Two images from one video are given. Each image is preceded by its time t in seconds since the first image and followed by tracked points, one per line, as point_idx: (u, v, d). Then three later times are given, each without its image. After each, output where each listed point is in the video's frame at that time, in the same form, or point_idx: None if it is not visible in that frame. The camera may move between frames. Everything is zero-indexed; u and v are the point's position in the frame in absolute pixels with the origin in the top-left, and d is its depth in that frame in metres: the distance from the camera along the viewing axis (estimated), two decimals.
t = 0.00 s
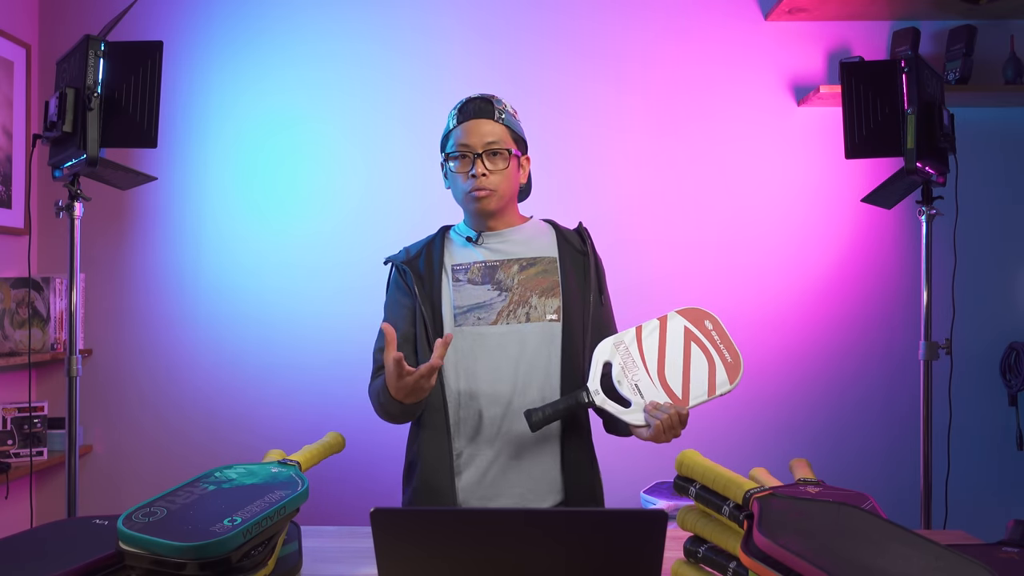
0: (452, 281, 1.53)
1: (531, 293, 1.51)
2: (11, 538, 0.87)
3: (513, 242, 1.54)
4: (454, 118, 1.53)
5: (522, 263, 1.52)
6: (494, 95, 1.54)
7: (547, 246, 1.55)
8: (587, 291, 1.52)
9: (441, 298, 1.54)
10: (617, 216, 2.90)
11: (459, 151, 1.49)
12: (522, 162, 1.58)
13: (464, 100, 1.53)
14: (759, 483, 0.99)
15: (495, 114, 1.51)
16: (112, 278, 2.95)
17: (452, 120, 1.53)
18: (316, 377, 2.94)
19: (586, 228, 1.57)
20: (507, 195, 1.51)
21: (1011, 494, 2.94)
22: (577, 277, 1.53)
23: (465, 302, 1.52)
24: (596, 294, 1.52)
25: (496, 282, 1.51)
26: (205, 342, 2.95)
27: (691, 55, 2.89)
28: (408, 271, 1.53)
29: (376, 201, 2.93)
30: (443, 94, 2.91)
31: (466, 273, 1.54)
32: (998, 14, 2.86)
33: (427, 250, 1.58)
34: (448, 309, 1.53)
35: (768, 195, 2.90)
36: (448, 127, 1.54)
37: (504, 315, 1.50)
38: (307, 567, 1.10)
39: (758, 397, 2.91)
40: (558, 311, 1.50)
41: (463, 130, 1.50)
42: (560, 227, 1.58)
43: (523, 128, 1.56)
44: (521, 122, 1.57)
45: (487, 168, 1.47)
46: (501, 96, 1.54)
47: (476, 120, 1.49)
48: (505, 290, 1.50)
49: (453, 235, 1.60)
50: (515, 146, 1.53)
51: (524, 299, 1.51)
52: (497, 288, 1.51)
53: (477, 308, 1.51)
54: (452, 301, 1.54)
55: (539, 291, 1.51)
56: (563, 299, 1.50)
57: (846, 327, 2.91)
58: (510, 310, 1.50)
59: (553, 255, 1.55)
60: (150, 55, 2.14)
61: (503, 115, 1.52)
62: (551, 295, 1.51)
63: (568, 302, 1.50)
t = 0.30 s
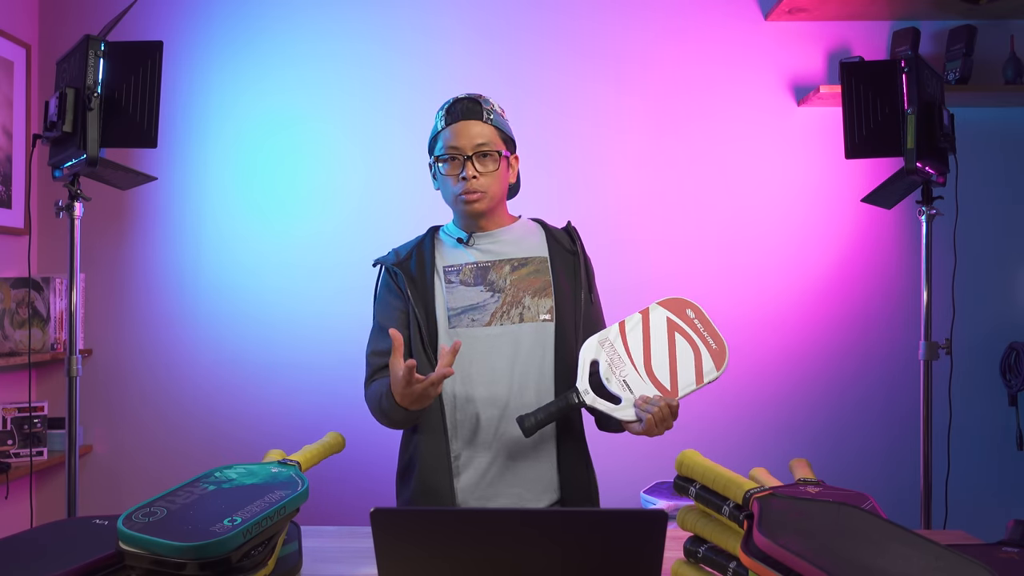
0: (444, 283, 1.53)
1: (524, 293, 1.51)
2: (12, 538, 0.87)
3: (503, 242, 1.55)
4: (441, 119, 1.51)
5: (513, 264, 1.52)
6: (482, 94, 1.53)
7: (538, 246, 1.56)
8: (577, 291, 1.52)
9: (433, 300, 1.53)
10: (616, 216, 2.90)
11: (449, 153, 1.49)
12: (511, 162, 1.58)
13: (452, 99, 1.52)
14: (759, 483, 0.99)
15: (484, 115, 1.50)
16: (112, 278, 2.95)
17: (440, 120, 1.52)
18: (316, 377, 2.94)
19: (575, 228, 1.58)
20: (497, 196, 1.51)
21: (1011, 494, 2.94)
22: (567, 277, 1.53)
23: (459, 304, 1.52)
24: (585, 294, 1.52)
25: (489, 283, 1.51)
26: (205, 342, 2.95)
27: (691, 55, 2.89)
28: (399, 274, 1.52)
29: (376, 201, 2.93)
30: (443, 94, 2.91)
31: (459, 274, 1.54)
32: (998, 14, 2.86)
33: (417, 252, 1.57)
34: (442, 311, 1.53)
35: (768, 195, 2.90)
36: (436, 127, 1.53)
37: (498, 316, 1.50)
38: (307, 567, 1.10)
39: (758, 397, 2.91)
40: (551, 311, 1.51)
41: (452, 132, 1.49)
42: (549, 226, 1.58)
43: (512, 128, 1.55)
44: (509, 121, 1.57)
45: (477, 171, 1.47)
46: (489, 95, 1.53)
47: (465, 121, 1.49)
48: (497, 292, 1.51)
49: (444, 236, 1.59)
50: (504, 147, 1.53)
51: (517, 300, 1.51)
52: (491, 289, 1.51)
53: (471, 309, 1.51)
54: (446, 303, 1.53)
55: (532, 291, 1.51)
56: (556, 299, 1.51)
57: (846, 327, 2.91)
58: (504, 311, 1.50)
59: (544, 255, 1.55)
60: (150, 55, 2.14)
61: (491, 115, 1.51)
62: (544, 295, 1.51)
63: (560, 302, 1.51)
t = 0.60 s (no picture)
0: (436, 284, 1.53)
1: (514, 294, 1.51)
2: (12, 538, 0.87)
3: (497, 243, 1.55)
4: (477, 132, 1.43)
5: (505, 265, 1.53)
6: (510, 105, 1.48)
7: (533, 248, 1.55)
8: (571, 292, 1.52)
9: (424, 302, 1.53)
10: (617, 215, 2.90)
11: (487, 174, 1.43)
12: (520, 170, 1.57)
13: (485, 111, 1.44)
14: (758, 483, 0.99)
15: (519, 136, 1.47)
16: (112, 278, 2.95)
17: (474, 133, 1.43)
18: (316, 377, 2.94)
19: (574, 229, 1.57)
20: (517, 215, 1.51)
21: (1011, 494, 2.94)
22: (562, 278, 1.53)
23: (450, 305, 1.51)
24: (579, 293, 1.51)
25: (480, 284, 1.52)
26: (205, 342, 2.95)
27: (692, 55, 2.89)
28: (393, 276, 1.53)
29: (376, 201, 2.93)
30: (442, 94, 2.91)
31: (451, 275, 1.54)
32: (998, 14, 2.86)
33: (412, 253, 1.57)
34: (432, 313, 1.53)
35: (768, 195, 2.90)
36: (468, 140, 1.44)
37: (488, 317, 1.50)
38: (307, 567, 1.10)
39: (758, 397, 2.91)
40: (541, 312, 1.51)
41: (490, 148, 1.43)
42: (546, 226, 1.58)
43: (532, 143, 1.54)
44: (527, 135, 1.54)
45: (514, 195, 1.45)
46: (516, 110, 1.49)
47: (505, 143, 1.44)
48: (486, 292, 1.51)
49: (440, 236, 1.59)
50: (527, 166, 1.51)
51: (507, 301, 1.51)
52: (481, 290, 1.51)
53: (460, 311, 1.51)
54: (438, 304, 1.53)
55: (523, 292, 1.52)
56: (547, 300, 1.51)
57: (846, 327, 2.91)
58: (493, 312, 1.50)
59: (538, 256, 1.55)
60: (150, 55, 2.14)
61: (524, 136, 1.48)
62: (535, 296, 1.52)
63: (552, 303, 1.51)
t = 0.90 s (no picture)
0: (440, 284, 1.53)
1: (519, 296, 1.51)
2: (12, 538, 0.87)
3: (503, 244, 1.55)
4: (483, 130, 1.43)
5: (510, 267, 1.53)
6: (520, 106, 1.48)
7: (538, 250, 1.55)
8: (576, 296, 1.51)
9: (428, 303, 1.54)
10: (617, 215, 2.90)
11: (490, 173, 1.43)
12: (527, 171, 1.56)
13: (492, 109, 1.44)
14: (758, 483, 0.99)
15: (525, 137, 1.47)
16: (112, 278, 2.95)
17: (479, 130, 1.44)
18: (316, 377, 2.94)
19: (580, 231, 1.56)
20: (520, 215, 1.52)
21: (1011, 494, 2.94)
22: (567, 282, 1.53)
23: (454, 305, 1.52)
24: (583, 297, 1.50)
25: (484, 285, 1.52)
26: (205, 342, 2.95)
27: (692, 55, 2.89)
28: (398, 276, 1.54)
29: (375, 202, 2.93)
30: (443, 94, 2.91)
31: (455, 275, 1.54)
32: (998, 14, 2.86)
33: (418, 254, 1.59)
34: (434, 314, 1.53)
35: (768, 195, 2.90)
36: (474, 137, 1.44)
37: (491, 318, 1.50)
38: (306, 567, 1.10)
39: (758, 397, 2.90)
40: (545, 314, 1.51)
41: (495, 147, 1.43)
42: (552, 227, 1.57)
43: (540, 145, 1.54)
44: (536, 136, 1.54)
45: (516, 195, 1.45)
46: (526, 112, 1.49)
47: (510, 143, 1.44)
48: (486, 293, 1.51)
49: (445, 237, 1.60)
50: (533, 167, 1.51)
51: (511, 303, 1.51)
52: (485, 291, 1.51)
53: (463, 311, 1.51)
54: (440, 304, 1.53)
55: (527, 294, 1.51)
56: (550, 303, 1.51)
57: (846, 327, 2.91)
58: (497, 313, 1.50)
59: (544, 258, 1.54)
60: (150, 55, 2.14)
61: (531, 138, 1.49)
62: (539, 298, 1.51)
63: (556, 306, 1.51)
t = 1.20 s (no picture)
0: (449, 284, 1.54)
1: (526, 296, 1.52)
2: (11, 538, 0.87)
3: (511, 244, 1.55)
4: (463, 138, 1.43)
5: (518, 267, 1.53)
6: (499, 104, 1.45)
7: (544, 252, 1.55)
8: (582, 296, 1.50)
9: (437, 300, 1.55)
10: (617, 215, 2.90)
11: (480, 180, 1.43)
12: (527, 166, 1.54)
13: (469, 115, 1.43)
14: (759, 483, 0.99)
15: (508, 132, 1.44)
16: (112, 278, 2.95)
17: (460, 139, 1.43)
18: (316, 377, 2.94)
19: (587, 231, 1.55)
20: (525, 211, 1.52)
21: (1011, 494, 2.94)
22: (573, 282, 1.52)
23: (462, 304, 1.53)
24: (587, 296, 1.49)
25: (492, 285, 1.52)
26: (205, 342, 2.95)
27: (692, 55, 2.89)
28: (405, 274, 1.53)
29: (375, 202, 2.93)
30: (443, 94, 2.91)
31: (464, 275, 1.55)
32: (998, 14, 2.86)
33: (426, 252, 1.58)
34: (444, 312, 1.54)
35: (768, 195, 2.90)
36: (457, 147, 1.44)
37: (499, 318, 1.51)
38: (306, 567, 1.10)
39: (758, 397, 2.90)
40: (551, 315, 1.50)
41: (479, 155, 1.42)
42: (559, 228, 1.56)
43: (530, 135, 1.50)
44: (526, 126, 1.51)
45: (513, 195, 1.46)
46: (504, 105, 1.46)
47: (494, 144, 1.43)
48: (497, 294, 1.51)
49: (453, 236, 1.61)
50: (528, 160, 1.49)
51: (518, 303, 1.51)
52: (493, 291, 1.52)
53: (472, 311, 1.52)
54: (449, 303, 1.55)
55: (534, 294, 1.52)
56: (557, 303, 1.50)
57: (846, 327, 2.91)
58: (504, 313, 1.51)
59: (551, 259, 1.54)
60: (150, 55, 2.14)
61: (515, 131, 1.45)
62: (546, 299, 1.51)
63: (563, 307, 1.50)
